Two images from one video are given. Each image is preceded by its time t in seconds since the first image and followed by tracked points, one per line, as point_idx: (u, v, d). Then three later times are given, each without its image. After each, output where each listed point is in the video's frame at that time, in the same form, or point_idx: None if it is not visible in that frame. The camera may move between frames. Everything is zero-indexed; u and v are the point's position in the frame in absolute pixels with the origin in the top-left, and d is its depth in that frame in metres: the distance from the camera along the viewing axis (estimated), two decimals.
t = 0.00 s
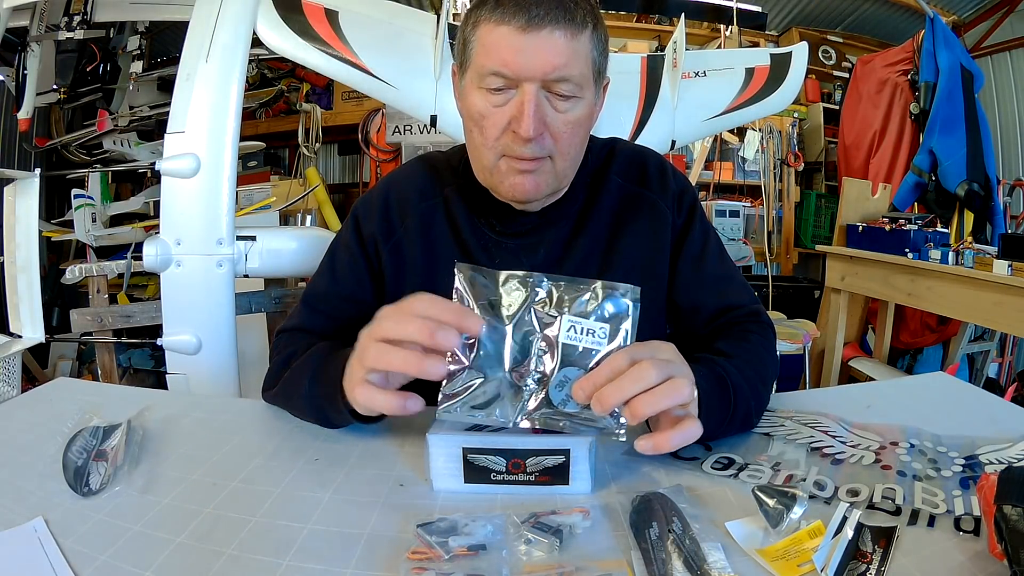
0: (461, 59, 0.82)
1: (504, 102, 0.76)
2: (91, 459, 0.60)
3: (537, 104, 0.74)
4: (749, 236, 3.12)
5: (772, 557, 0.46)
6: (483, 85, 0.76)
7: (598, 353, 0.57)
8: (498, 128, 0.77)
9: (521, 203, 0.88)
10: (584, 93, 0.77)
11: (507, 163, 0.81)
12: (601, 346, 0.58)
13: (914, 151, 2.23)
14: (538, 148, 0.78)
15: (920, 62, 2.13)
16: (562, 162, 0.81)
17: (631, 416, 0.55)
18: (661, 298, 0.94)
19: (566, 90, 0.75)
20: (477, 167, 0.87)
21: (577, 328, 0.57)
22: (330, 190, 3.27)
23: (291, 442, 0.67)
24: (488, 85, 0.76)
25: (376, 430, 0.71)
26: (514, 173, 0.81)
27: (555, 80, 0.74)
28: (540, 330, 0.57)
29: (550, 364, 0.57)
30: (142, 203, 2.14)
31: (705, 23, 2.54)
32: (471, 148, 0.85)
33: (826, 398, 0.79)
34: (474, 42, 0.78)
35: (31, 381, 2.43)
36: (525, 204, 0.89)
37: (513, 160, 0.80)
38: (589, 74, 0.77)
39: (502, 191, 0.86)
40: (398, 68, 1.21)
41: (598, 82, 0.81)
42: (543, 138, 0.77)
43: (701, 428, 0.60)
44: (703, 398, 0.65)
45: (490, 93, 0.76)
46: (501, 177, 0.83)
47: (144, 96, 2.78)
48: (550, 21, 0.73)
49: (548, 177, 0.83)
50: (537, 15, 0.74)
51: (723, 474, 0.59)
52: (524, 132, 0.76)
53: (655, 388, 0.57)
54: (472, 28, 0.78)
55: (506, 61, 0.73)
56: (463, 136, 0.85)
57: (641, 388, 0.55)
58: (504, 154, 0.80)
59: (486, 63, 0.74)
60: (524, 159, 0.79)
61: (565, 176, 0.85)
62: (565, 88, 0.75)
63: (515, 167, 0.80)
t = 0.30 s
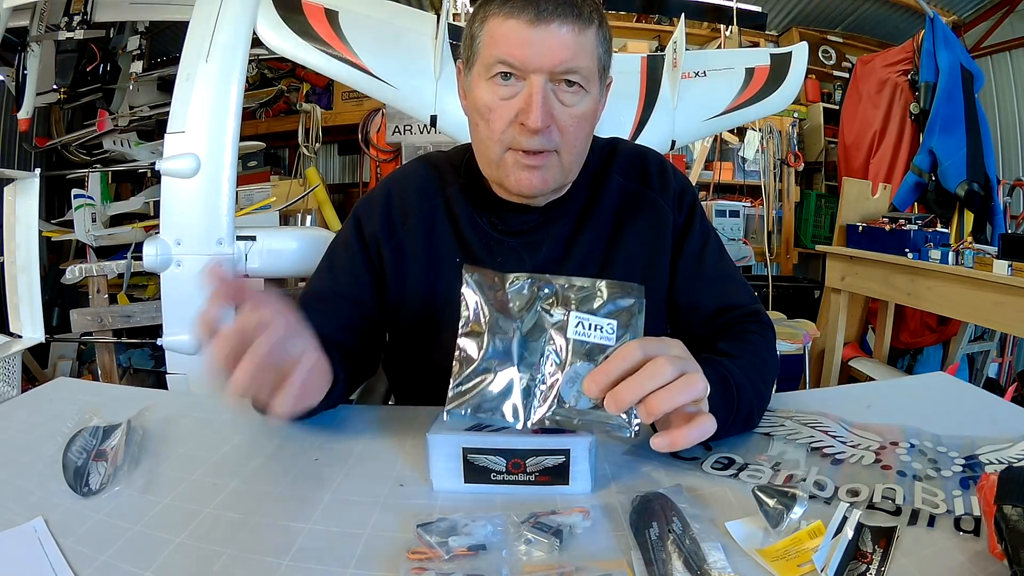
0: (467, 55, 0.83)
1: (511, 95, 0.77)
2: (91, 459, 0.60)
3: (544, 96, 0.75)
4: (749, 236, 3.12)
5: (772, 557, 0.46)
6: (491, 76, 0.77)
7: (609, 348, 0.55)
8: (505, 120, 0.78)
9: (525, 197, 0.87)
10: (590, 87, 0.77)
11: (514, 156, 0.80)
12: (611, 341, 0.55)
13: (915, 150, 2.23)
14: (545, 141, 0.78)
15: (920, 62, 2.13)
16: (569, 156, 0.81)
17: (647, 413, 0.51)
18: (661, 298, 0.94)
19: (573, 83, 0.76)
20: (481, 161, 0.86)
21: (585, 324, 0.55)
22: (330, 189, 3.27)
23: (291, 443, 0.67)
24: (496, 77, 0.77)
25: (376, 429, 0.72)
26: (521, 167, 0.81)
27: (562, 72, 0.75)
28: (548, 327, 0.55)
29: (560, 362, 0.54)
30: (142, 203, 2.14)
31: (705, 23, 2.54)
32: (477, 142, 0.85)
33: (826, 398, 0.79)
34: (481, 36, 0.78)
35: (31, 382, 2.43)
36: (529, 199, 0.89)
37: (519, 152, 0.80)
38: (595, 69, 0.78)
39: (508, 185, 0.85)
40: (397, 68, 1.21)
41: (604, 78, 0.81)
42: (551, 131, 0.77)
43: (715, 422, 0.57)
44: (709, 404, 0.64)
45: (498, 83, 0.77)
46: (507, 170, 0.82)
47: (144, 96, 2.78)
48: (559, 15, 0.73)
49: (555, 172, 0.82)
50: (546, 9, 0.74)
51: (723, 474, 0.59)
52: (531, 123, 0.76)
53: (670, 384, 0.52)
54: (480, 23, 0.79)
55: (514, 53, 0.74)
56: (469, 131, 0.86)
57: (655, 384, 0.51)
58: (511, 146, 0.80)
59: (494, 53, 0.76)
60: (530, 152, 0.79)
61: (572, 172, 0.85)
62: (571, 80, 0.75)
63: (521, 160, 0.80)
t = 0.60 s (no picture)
0: (465, 58, 0.83)
1: (509, 100, 0.77)
2: (91, 459, 0.60)
3: (543, 101, 0.75)
4: (749, 236, 3.12)
5: (772, 557, 0.46)
6: (489, 81, 0.77)
7: (612, 362, 0.54)
8: (504, 125, 0.78)
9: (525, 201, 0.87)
10: (589, 91, 0.77)
11: (513, 162, 0.81)
12: (614, 355, 0.54)
13: (915, 150, 2.23)
14: (544, 146, 0.78)
15: (920, 62, 2.13)
16: (567, 160, 0.81)
17: (655, 429, 0.51)
18: (660, 298, 0.94)
19: (571, 87, 0.76)
20: (480, 166, 0.86)
21: (586, 339, 0.54)
22: (330, 189, 3.27)
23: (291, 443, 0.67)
24: (494, 82, 0.77)
25: (376, 429, 0.72)
26: (520, 172, 0.81)
27: (561, 76, 0.74)
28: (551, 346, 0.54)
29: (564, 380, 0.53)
30: (142, 203, 2.14)
31: (705, 23, 2.54)
32: (476, 146, 0.85)
33: (825, 398, 0.79)
34: (478, 40, 0.78)
35: (31, 382, 2.44)
36: (529, 203, 0.89)
37: (519, 158, 0.80)
38: (594, 72, 0.78)
39: (508, 192, 0.85)
40: (397, 68, 1.20)
41: (602, 80, 0.81)
42: (549, 136, 0.77)
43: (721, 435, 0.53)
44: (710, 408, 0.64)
45: (496, 88, 0.77)
46: (506, 175, 0.82)
47: (144, 96, 2.78)
48: (556, 19, 0.73)
49: (553, 177, 0.82)
50: (543, 13, 0.73)
51: (723, 474, 0.59)
52: (530, 129, 0.76)
53: (677, 398, 0.52)
54: (477, 26, 0.79)
55: (513, 58, 0.74)
56: (468, 135, 0.85)
57: (661, 399, 0.51)
58: (511, 152, 0.80)
59: (492, 58, 0.76)
60: (530, 157, 0.80)
61: (571, 175, 0.85)
62: (569, 84, 0.75)
63: (521, 166, 0.81)
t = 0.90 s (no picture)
0: (460, 60, 0.83)
1: (505, 100, 0.77)
2: (91, 459, 0.60)
3: (537, 101, 0.75)
4: (749, 236, 3.12)
5: (772, 557, 0.46)
6: (483, 82, 0.77)
7: (609, 367, 0.54)
8: (500, 126, 0.78)
9: (523, 200, 0.87)
10: (584, 89, 0.77)
11: (511, 163, 0.81)
12: (611, 360, 0.54)
13: (915, 150, 2.23)
14: (540, 146, 0.78)
15: (920, 62, 2.13)
16: (564, 159, 0.81)
17: (654, 434, 0.51)
18: (660, 298, 0.94)
19: (566, 86, 0.76)
20: (479, 167, 0.86)
21: (582, 345, 0.54)
22: (330, 190, 3.27)
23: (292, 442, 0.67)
24: (489, 83, 0.77)
25: (376, 429, 0.72)
26: (517, 173, 0.81)
27: (555, 75, 0.74)
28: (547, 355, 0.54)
29: (562, 389, 0.53)
30: (142, 203, 2.14)
31: (705, 23, 2.54)
32: (473, 147, 0.85)
33: (825, 398, 0.79)
34: (472, 42, 0.78)
35: (31, 382, 2.44)
36: (527, 202, 0.89)
37: (516, 158, 0.80)
38: (589, 70, 0.78)
39: (506, 190, 0.85)
40: (397, 68, 1.20)
41: (598, 79, 0.81)
42: (545, 135, 0.77)
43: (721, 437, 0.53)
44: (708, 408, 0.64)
45: (490, 90, 0.77)
46: (504, 175, 0.82)
47: (144, 96, 2.78)
48: (548, 18, 0.73)
49: (551, 175, 0.82)
50: (535, 13, 0.74)
51: (723, 474, 0.59)
52: (525, 129, 0.76)
53: (676, 403, 0.52)
54: (471, 27, 0.79)
55: (506, 58, 0.74)
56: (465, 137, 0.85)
57: (660, 405, 0.51)
58: (507, 152, 0.80)
59: (486, 59, 0.76)
60: (526, 157, 0.79)
61: (569, 174, 0.85)
62: (564, 83, 0.75)
63: (518, 166, 0.80)
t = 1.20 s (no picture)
0: (457, 62, 0.83)
1: (503, 100, 0.77)
2: (91, 459, 0.60)
3: (535, 100, 0.75)
4: (749, 236, 3.12)
5: (772, 557, 0.46)
6: (480, 83, 0.77)
7: (609, 370, 0.54)
8: (499, 126, 0.78)
9: (523, 202, 0.88)
10: (582, 87, 0.77)
11: (510, 163, 0.81)
12: (610, 363, 0.54)
13: (915, 150, 2.23)
14: (538, 145, 0.78)
15: (920, 62, 2.13)
16: (563, 158, 0.81)
17: (655, 437, 0.51)
18: (660, 297, 0.94)
19: (563, 84, 0.76)
20: (478, 168, 0.86)
21: (581, 348, 0.54)
22: (330, 190, 3.27)
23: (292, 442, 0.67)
24: (486, 83, 0.77)
25: (375, 429, 0.72)
26: (517, 174, 0.81)
27: (552, 74, 0.74)
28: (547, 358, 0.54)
29: (562, 393, 0.53)
30: (142, 203, 2.14)
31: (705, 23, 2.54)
32: (472, 148, 0.85)
33: (825, 398, 0.79)
34: (469, 43, 0.78)
35: (31, 381, 2.44)
36: (526, 202, 0.88)
37: (515, 159, 0.80)
38: (586, 68, 0.77)
39: (506, 191, 0.85)
40: (398, 68, 1.20)
41: (596, 77, 0.81)
42: (543, 135, 0.77)
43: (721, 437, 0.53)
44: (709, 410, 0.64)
45: (488, 90, 0.77)
46: (504, 176, 0.82)
47: (144, 96, 2.78)
48: (543, 17, 0.73)
49: (550, 176, 0.82)
50: (530, 12, 0.74)
51: (723, 474, 0.59)
52: (523, 128, 0.76)
53: (675, 405, 0.52)
54: (467, 29, 0.79)
55: (502, 58, 0.74)
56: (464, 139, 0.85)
57: (660, 406, 0.51)
58: (507, 153, 0.80)
59: (482, 60, 0.76)
60: (525, 157, 0.79)
61: (568, 173, 0.85)
62: (561, 81, 0.75)
63: (518, 167, 0.80)
